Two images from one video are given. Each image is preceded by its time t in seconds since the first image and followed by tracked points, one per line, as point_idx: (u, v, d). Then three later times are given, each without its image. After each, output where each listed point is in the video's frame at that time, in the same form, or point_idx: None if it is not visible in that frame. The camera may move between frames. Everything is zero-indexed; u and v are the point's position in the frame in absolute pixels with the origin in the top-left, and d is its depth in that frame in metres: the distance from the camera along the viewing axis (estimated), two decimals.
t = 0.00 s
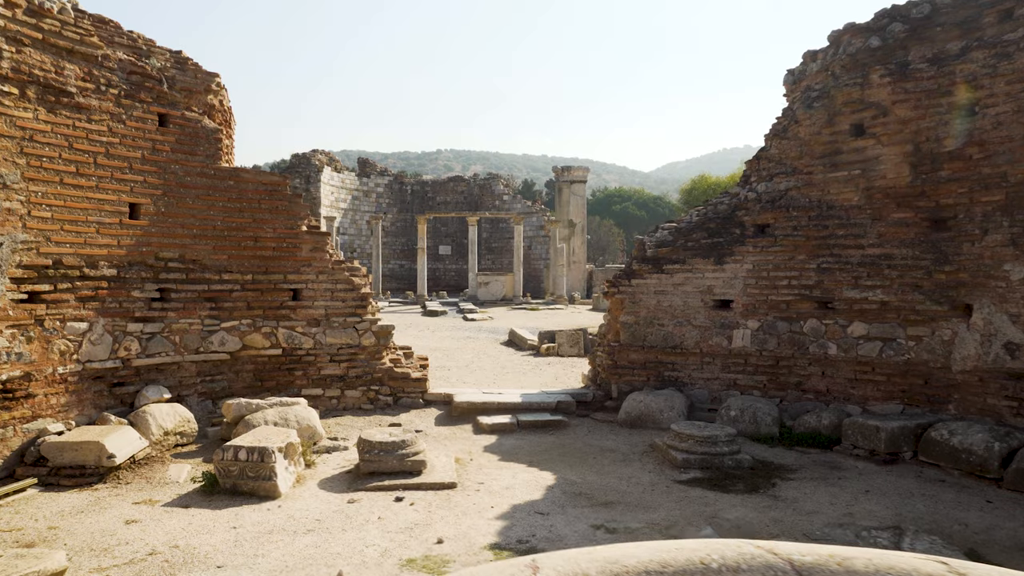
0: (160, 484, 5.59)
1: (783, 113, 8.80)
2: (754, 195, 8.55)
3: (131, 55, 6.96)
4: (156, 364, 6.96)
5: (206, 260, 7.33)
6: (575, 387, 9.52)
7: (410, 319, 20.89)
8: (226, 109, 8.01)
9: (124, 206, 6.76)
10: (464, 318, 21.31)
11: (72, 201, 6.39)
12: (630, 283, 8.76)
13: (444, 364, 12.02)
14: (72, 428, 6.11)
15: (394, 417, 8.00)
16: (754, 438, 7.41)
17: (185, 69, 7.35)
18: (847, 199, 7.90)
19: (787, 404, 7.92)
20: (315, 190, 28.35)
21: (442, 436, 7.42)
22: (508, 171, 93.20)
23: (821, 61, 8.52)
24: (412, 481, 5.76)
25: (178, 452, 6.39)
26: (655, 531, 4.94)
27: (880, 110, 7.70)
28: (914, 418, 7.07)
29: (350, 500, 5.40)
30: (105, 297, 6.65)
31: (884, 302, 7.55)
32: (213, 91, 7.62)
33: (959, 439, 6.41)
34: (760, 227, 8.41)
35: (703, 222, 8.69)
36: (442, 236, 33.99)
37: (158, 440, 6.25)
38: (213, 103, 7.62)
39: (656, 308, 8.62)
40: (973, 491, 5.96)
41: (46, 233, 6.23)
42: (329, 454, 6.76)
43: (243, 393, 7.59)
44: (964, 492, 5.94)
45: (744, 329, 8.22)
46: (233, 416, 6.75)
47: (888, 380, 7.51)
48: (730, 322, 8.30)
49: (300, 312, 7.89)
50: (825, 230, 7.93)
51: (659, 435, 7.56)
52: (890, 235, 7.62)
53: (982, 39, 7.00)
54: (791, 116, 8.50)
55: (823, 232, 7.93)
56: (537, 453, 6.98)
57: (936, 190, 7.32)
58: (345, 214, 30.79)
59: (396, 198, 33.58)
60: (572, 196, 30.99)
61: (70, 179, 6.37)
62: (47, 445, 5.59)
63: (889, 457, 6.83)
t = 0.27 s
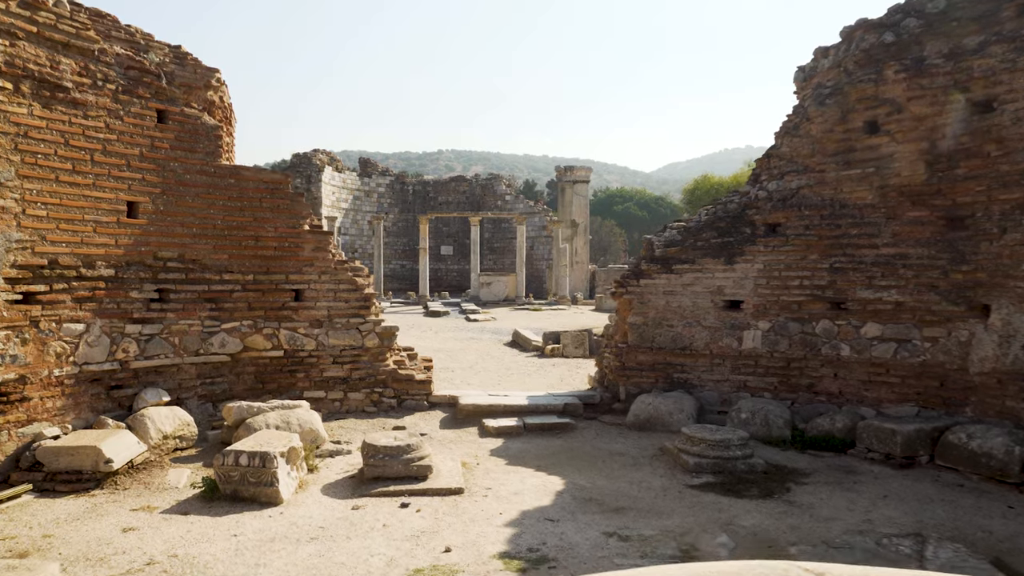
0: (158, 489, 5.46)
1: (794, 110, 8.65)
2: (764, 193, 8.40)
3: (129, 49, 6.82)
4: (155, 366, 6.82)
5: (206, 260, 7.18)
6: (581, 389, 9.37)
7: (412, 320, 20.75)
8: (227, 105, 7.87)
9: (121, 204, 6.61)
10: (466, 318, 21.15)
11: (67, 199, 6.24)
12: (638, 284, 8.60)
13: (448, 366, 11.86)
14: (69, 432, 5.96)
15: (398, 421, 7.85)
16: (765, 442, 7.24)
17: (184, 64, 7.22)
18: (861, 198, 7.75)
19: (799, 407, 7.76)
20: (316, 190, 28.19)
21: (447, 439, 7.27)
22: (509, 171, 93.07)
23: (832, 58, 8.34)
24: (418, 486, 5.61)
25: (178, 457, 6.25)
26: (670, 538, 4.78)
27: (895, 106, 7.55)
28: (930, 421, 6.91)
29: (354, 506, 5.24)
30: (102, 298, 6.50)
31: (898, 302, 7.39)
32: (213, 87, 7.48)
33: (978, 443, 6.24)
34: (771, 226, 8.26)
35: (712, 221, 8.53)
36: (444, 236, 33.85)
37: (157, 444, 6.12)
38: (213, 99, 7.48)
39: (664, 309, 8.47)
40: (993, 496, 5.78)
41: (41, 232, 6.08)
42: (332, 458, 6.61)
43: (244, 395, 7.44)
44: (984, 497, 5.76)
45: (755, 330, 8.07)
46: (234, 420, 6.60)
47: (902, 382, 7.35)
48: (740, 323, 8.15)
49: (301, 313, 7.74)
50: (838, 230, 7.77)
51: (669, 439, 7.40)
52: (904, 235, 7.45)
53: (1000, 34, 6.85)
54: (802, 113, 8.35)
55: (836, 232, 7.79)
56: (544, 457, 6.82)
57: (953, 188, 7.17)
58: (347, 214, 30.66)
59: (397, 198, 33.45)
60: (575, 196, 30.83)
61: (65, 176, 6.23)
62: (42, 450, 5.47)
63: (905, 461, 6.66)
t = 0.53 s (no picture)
0: (157, 496, 5.34)
1: (808, 106, 8.45)
2: (778, 191, 8.20)
3: (126, 42, 6.69)
4: (154, 368, 6.67)
5: (207, 259, 7.03)
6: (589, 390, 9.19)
7: (416, 320, 20.58)
8: (227, 101, 7.73)
9: (119, 201, 6.47)
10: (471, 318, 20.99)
11: (63, 196, 6.10)
12: (648, 283, 8.42)
13: (453, 367, 11.70)
14: (65, 436, 5.81)
15: (403, 423, 7.69)
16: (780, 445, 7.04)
17: (183, 58, 7.09)
18: (877, 195, 7.54)
19: (814, 409, 7.56)
20: (320, 190, 28.11)
21: (453, 443, 7.10)
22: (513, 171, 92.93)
23: (847, 51, 8.15)
24: (425, 492, 5.43)
25: (178, 462, 6.10)
26: (686, 547, 4.60)
27: (913, 101, 7.35)
28: (951, 425, 6.69)
29: (359, 513, 5.07)
30: (99, 298, 6.36)
31: (916, 302, 7.18)
32: (213, 81, 7.34)
33: (1002, 448, 6.02)
34: (784, 224, 8.07)
35: (724, 219, 8.34)
36: (448, 236, 33.71)
37: (156, 449, 6.03)
38: (213, 94, 7.35)
39: (675, 309, 8.28)
40: (1020, 503, 5.58)
41: (36, 230, 5.95)
42: (336, 462, 6.45)
43: (245, 398, 7.28)
44: (1010, 504, 5.56)
45: (768, 331, 7.87)
46: (235, 423, 6.47)
47: (921, 385, 7.14)
48: (753, 323, 7.96)
49: (304, 313, 7.58)
50: (854, 228, 7.57)
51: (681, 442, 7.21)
52: (923, 233, 7.25)
53: None
54: (816, 109, 8.15)
55: (852, 230, 7.59)
56: (553, 461, 6.65)
57: (973, 185, 6.97)
58: (350, 213, 30.53)
59: (401, 197, 33.31)
60: (579, 195, 30.63)
61: (61, 173, 6.09)
62: (37, 454, 5.31)
63: (925, 466, 6.43)
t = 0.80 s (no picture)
0: (156, 502, 5.19)
1: (822, 101, 8.24)
2: (792, 187, 8.00)
3: (124, 35, 6.59)
4: (154, 369, 6.53)
5: (207, 258, 6.88)
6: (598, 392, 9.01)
7: (421, 319, 20.43)
8: (228, 96, 7.62)
9: (116, 198, 6.33)
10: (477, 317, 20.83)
11: (59, 192, 5.97)
12: (659, 282, 8.23)
13: (459, 367, 11.54)
14: (61, 440, 5.67)
15: (409, 426, 7.53)
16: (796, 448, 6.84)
17: (182, 51, 6.98)
18: (895, 191, 7.32)
19: (830, 411, 7.35)
20: (324, 188, 28.03)
21: (460, 446, 6.94)
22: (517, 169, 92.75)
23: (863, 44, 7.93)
24: (432, 499, 5.27)
25: (177, 466, 5.97)
26: (704, 557, 4.41)
27: (932, 95, 7.13)
28: (973, 427, 6.46)
29: (364, 520, 4.91)
30: (97, 297, 6.22)
31: (936, 302, 6.96)
32: (213, 76, 7.24)
33: None
34: (799, 222, 7.86)
35: (737, 217, 8.15)
36: (452, 234, 33.56)
37: (154, 452, 5.89)
38: (213, 89, 7.23)
39: (687, 309, 8.09)
40: None
41: (31, 228, 5.81)
42: (340, 466, 6.29)
43: (247, 400, 7.12)
44: None
45: (782, 331, 7.67)
46: (237, 426, 6.32)
47: (941, 386, 6.92)
48: (767, 323, 7.76)
49: (308, 313, 7.42)
50: (871, 225, 7.34)
51: (694, 445, 7.02)
52: (943, 230, 7.03)
53: None
54: (831, 103, 7.93)
55: (868, 227, 7.35)
56: (563, 465, 6.47)
57: (995, 181, 6.76)
58: (354, 212, 30.41)
59: (405, 196, 33.17)
60: (585, 193, 30.41)
61: (57, 169, 5.96)
62: (31, 459, 5.17)
63: (947, 470, 6.20)
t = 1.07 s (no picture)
0: (155, 506, 5.10)
1: (835, 95, 8.05)
2: (804, 183, 7.82)
3: (123, 27, 6.48)
4: (153, 370, 6.41)
5: (208, 256, 6.75)
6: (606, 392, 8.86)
7: (425, 318, 20.31)
8: (229, 91, 7.50)
9: (114, 195, 6.20)
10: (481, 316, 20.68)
11: (55, 189, 5.84)
12: (669, 281, 8.06)
13: (464, 367, 11.40)
14: (58, 443, 5.55)
15: (414, 427, 7.39)
16: (810, 450, 6.65)
17: (183, 45, 6.87)
18: (911, 187, 7.12)
19: (844, 413, 7.17)
20: (327, 186, 27.94)
21: (466, 449, 6.80)
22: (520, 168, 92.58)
23: (878, 38, 7.75)
24: (438, 504, 5.12)
25: (176, 470, 5.87)
26: (721, 565, 4.25)
27: (949, 89, 6.94)
28: (993, 429, 6.24)
29: (368, 526, 4.77)
30: (95, 297, 6.09)
31: (954, 300, 6.76)
32: (214, 69, 7.09)
33: None
34: (812, 219, 7.68)
35: (748, 214, 7.98)
36: (456, 233, 33.43)
37: (153, 456, 5.79)
38: (214, 83, 7.11)
39: (697, 308, 7.93)
40: None
41: (27, 225, 5.67)
42: (344, 469, 6.15)
43: (249, 401, 6.99)
44: None
45: (794, 330, 7.50)
46: (238, 429, 6.22)
47: (958, 387, 6.72)
48: (779, 323, 7.60)
49: (311, 312, 7.29)
50: (887, 222, 7.15)
51: (705, 448, 6.85)
52: (961, 228, 6.84)
53: None
54: (845, 98, 7.75)
55: (883, 224, 7.15)
56: (571, 468, 6.31)
57: (1015, 177, 6.57)
58: (358, 210, 30.30)
59: (408, 194, 33.03)
60: (589, 191, 30.21)
61: (53, 165, 5.83)
62: (27, 464, 5.11)
63: (967, 474, 5.94)
